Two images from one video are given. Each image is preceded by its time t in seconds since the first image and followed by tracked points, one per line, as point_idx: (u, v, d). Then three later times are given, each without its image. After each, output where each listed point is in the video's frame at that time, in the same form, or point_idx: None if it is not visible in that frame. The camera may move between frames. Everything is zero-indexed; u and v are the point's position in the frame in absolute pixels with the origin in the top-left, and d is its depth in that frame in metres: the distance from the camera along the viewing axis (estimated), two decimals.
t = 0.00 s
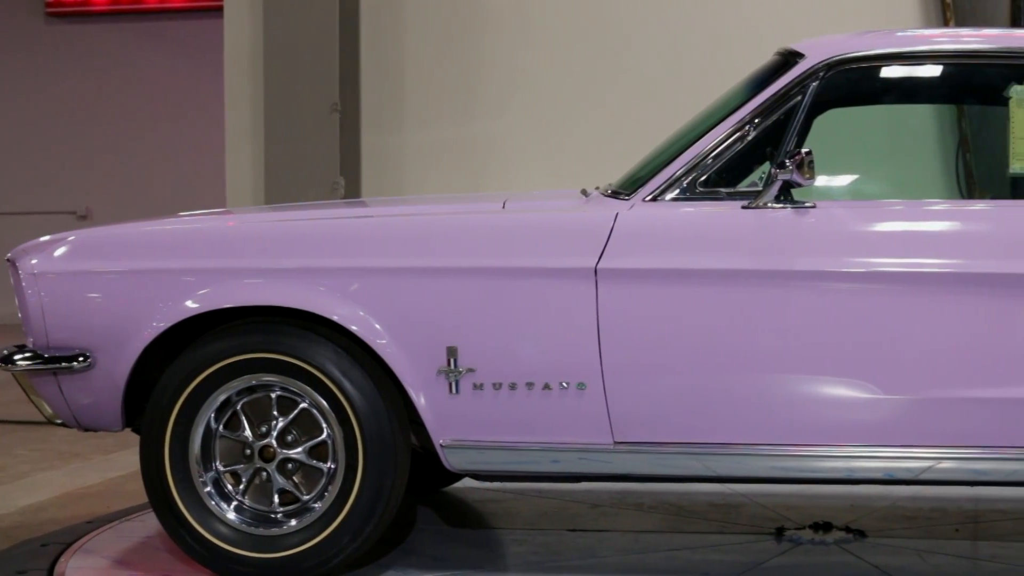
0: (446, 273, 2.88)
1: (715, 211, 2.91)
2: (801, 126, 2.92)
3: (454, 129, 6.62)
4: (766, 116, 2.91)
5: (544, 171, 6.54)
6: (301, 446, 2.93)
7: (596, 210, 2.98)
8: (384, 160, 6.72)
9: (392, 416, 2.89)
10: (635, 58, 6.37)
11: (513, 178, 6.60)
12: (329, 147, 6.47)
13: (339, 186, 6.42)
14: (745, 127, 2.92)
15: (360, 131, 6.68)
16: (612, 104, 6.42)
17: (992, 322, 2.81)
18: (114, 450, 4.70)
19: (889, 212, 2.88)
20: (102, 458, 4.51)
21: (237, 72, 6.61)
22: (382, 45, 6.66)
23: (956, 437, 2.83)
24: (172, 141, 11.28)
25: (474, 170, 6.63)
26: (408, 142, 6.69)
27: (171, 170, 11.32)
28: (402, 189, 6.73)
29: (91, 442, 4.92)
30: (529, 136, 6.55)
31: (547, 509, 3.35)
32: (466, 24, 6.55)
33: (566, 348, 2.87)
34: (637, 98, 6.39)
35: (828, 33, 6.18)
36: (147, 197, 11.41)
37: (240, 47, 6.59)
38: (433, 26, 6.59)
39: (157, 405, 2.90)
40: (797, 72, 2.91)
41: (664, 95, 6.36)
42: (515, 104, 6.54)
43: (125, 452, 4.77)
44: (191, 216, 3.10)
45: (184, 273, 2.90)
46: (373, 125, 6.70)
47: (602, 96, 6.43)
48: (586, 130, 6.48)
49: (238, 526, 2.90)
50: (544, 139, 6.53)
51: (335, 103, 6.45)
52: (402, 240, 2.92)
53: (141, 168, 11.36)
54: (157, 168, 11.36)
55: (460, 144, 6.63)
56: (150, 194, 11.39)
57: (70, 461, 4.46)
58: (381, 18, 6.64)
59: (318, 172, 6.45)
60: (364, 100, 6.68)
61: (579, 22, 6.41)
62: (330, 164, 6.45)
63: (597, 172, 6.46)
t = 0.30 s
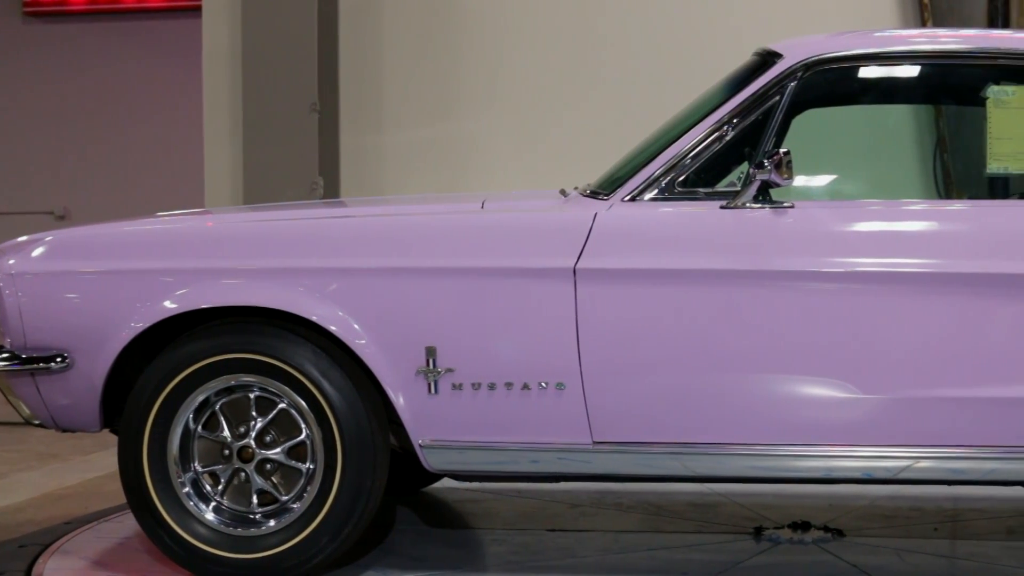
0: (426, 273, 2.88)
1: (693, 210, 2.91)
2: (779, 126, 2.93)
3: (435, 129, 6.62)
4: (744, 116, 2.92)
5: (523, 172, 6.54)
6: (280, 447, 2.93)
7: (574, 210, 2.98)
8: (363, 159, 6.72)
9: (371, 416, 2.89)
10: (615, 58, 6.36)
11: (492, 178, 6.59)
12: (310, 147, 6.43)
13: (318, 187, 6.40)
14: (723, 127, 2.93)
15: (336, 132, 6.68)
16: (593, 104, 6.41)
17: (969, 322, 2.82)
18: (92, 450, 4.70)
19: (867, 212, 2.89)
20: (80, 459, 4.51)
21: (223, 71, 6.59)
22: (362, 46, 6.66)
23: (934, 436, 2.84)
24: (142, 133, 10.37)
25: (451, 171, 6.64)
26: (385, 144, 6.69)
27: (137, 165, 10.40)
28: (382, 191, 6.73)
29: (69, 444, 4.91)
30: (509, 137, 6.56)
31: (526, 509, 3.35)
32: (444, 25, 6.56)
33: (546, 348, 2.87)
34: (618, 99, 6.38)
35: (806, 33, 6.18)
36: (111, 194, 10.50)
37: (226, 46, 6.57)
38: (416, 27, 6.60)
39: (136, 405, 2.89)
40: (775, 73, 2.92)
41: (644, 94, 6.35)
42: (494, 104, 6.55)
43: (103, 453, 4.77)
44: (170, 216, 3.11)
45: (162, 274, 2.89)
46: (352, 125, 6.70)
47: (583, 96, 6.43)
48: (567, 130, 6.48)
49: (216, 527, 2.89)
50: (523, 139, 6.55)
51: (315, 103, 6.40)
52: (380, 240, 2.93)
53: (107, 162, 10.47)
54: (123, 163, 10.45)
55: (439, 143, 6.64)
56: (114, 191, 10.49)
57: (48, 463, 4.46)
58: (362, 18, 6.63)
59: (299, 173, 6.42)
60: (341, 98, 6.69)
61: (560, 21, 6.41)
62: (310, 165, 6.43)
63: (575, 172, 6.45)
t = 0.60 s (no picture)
0: (405, 273, 2.88)
1: (672, 210, 2.92)
2: (758, 126, 2.93)
3: (416, 129, 6.60)
4: (722, 116, 2.92)
5: (503, 172, 6.53)
6: (259, 447, 2.92)
7: (553, 209, 2.98)
8: (340, 157, 6.69)
9: (350, 416, 2.89)
10: (595, 57, 6.37)
11: (472, 179, 6.59)
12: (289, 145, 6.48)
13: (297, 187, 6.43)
14: (702, 127, 2.93)
15: (314, 132, 6.67)
16: (575, 104, 6.42)
17: (947, 321, 2.82)
18: (71, 451, 4.70)
19: (846, 212, 2.89)
20: (58, 460, 4.50)
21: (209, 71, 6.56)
22: (339, 50, 6.65)
23: (911, 436, 2.85)
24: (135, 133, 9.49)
25: (427, 170, 6.62)
26: (362, 146, 6.68)
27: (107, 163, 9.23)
28: (360, 192, 6.71)
29: (47, 444, 4.89)
30: (487, 137, 6.55)
31: (506, 509, 3.34)
32: (421, 28, 6.55)
33: (526, 348, 2.87)
34: (599, 98, 6.39)
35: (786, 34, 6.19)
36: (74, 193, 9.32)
37: (213, 46, 6.53)
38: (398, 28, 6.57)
39: (114, 406, 2.89)
40: (753, 73, 2.92)
41: (626, 93, 6.36)
42: (472, 104, 6.54)
43: (82, 454, 4.77)
44: (149, 216, 3.10)
45: (141, 274, 2.89)
46: (330, 125, 6.68)
47: (564, 96, 6.43)
48: (547, 129, 6.47)
49: (195, 527, 2.89)
50: (500, 140, 6.54)
51: (293, 104, 6.45)
52: (359, 240, 2.92)
53: (73, 157, 9.30)
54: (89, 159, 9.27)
55: (418, 143, 6.61)
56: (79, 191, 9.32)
57: (26, 463, 4.45)
58: (342, 20, 6.62)
59: (275, 175, 6.44)
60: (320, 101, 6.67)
61: (541, 22, 6.41)
62: (289, 166, 6.45)
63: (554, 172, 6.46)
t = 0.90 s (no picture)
0: (381, 273, 2.88)
1: (649, 210, 2.92)
2: (734, 126, 2.94)
3: (394, 129, 6.59)
4: (699, 117, 2.93)
5: (481, 171, 6.52)
6: (235, 447, 2.92)
7: (530, 209, 2.98)
8: (316, 157, 6.68)
9: (327, 417, 2.89)
10: (572, 56, 6.37)
11: (450, 179, 6.58)
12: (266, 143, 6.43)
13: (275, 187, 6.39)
14: (679, 127, 2.93)
15: (292, 131, 6.65)
16: (553, 103, 6.41)
17: (924, 321, 2.83)
18: (47, 452, 4.68)
19: (823, 212, 2.90)
20: (33, 461, 4.49)
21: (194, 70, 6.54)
22: (318, 49, 6.62)
23: (887, 435, 2.85)
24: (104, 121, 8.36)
25: (399, 169, 6.61)
26: (340, 142, 6.66)
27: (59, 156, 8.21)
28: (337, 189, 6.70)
29: (24, 445, 4.87)
30: (464, 136, 6.54)
31: (484, 509, 3.35)
32: (397, 26, 6.54)
33: (503, 347, 2.87)
34: (576, 97, 6.39)
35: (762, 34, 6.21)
36: (20, 185, 8.31)
37: (197, 46, 6.51)
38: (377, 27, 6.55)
39: (90, 407, 2.88)
40: (729, 73, 2.93)
41: (604, 92, 6.35)
42: (448, 103, 6.53)
43: (59, 455, 4.75)
44: (125, 217, 3.10)
45: (117, 274, 2.89)
46: (307, 125, 6.67)
47: (542, 94, 6.42)
48: (524, 128, 6.46)
49: (171, 528, 2.89)
50: (476, 140, 6.53)
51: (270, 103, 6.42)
52: (335, 239, 2.92)
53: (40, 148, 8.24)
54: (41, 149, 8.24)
55: (395, 144, 6.61)
56: (26, 183, 8.30)
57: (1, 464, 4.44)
58: (320, 18, 6.60)
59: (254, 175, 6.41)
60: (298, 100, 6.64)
61: (521, 21, 6.40)
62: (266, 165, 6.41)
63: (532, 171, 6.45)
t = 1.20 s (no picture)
0: (357, 273, 2.88)
1: (624, 211, 2.92)
2: (710, 127, 2.94)
3: (369, 129, 6.56)
4: (674, 117, 2.93)
5: (457, 171, 6.52)
6: (210, 448, 2.92)
7: (506, 209, 2.98)
8: (290, 159, 6.66)
9: (303, 418, 2.89)
10: (551, 57, 6.36)
11: (424, 180, 6.56)
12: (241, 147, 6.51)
13: (249, 187, 6.47)
14: (654, 128, 2.94)
15: (267, 133, 6.62)
16: (532, 103, 6.41)
17: (898, 321, 2.84)
18: (24, 454, 4.67)
19: (798, 212, 2.91)
20: (10, 463, 4.48)
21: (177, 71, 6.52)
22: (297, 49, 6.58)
23: (863, 435, 2.86)
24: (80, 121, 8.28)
25: (374, 169, 6.59)
26: (316, 143, 6.63)
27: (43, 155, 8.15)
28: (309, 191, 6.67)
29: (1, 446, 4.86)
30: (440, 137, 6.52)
31: (459, 510, 3.34)
32: (375, 26, 6.49)
33: (479, 348, 2.87)
34: (555, 98, 6.38)
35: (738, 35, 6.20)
36: None
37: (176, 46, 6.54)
38: (354, 27, 6.51)
39: (65, 408, 2.87)
40: (705, 74, 2.94)
41: (582, 92, 6.35)
42: (424, 102, 6.50)
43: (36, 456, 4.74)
44: (100, 218, 3.09)
45: (92, 275, 2.88)
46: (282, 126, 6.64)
47: (520, 94, 6.41)
48: (501, 128, 6.45)
49: (146, 529, 2.89)
50: (452, 140, 6.52)
51: (245, 103, 6.49)
52: (311, 239, 2.92)
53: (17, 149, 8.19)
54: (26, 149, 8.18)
55: (369, 145, 6.58)
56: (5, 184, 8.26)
57: None
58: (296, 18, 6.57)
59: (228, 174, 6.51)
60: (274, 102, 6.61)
61: (501, 21, 6.38)
62: (240, 165, 6.51)
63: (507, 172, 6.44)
